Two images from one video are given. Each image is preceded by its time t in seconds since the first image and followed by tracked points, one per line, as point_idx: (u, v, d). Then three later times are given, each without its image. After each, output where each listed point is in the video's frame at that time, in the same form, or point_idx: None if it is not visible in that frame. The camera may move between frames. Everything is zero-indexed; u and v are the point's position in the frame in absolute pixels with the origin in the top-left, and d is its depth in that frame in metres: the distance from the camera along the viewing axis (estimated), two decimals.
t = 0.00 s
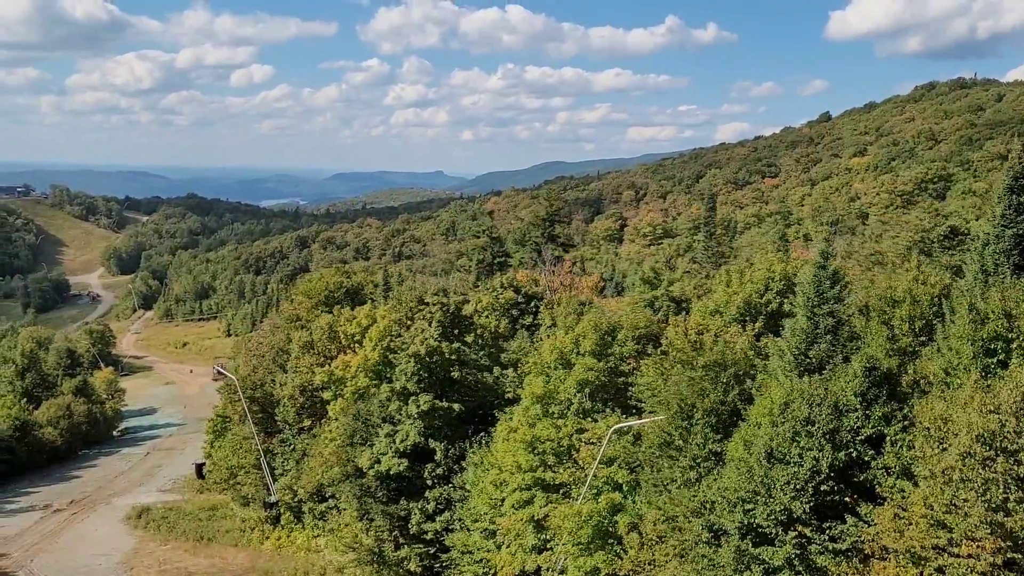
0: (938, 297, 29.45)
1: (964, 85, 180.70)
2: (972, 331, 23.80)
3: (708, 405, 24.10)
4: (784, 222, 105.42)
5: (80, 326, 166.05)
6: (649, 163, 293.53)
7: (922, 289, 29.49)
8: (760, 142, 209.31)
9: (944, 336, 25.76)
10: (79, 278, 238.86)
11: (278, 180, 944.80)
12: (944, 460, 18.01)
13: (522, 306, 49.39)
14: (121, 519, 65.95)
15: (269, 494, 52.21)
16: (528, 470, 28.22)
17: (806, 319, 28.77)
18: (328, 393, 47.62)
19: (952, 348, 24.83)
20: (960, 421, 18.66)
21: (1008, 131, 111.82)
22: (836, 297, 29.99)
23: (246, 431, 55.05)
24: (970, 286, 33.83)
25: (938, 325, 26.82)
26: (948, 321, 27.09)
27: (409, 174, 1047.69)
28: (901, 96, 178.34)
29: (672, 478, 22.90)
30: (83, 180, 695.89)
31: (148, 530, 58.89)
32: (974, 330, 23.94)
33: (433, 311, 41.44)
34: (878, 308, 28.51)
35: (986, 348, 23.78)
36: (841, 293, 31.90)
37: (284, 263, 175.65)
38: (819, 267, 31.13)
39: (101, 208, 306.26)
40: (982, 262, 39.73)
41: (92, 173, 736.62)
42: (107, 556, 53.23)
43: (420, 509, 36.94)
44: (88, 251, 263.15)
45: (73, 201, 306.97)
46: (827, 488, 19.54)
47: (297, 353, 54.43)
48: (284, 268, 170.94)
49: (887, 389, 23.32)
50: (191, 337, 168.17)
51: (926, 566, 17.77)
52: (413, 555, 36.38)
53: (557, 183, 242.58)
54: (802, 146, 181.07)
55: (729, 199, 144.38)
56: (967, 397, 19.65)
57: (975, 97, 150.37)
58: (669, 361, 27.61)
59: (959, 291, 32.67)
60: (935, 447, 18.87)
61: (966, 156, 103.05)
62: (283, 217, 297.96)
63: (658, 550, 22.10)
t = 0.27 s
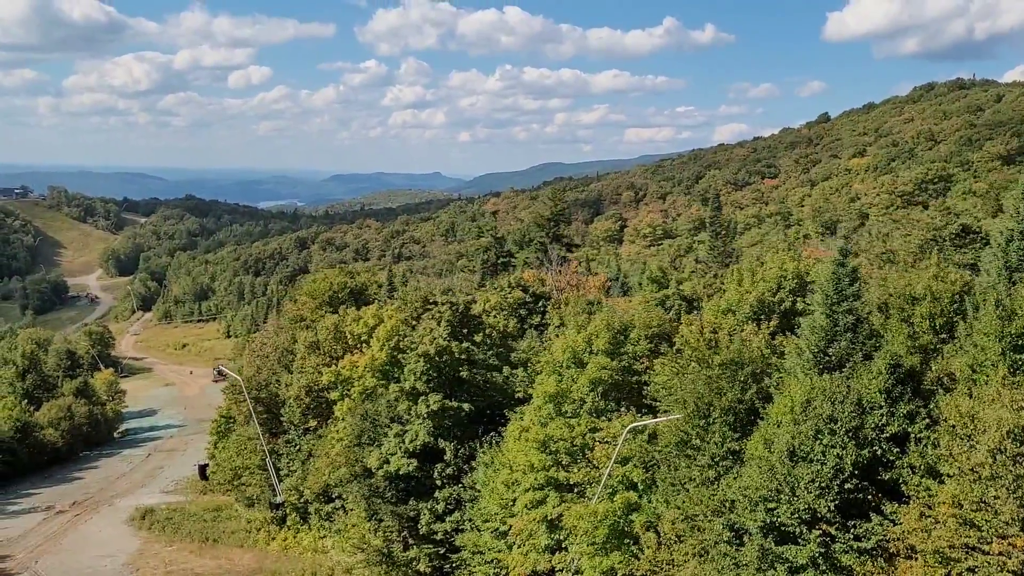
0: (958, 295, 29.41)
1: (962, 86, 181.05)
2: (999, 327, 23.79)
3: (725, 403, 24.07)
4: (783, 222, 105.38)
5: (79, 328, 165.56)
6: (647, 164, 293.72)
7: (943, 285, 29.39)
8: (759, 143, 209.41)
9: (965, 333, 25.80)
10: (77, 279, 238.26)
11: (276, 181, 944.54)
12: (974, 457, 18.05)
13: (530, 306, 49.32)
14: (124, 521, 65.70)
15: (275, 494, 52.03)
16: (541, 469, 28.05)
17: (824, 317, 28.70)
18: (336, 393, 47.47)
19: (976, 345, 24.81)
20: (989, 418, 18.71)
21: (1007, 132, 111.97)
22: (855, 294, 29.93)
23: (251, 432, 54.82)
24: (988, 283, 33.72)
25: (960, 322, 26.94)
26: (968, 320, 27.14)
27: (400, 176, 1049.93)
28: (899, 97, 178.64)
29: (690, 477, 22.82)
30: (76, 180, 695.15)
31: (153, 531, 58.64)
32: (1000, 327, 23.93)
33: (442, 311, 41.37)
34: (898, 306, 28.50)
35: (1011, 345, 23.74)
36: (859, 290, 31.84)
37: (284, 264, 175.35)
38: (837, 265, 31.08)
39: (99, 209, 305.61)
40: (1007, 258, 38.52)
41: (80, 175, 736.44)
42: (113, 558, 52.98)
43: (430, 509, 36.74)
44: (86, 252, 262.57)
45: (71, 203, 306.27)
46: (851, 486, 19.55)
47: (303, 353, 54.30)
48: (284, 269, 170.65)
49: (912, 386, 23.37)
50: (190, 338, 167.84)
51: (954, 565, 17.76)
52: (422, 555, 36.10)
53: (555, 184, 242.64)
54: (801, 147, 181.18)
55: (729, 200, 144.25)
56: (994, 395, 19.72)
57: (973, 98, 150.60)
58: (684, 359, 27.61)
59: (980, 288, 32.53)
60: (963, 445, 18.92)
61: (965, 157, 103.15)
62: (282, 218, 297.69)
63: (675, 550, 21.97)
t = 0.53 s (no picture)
0: (986, 291, 29.09)
1: (966, 86, 180.64)
2: None
3: (748, 401, 23.95)
4: (788, 222, 105.15)
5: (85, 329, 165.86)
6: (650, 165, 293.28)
7: (967, 282, 29.13)
8: (762, 143, 209.01)
9: (996, 330, 25.52)
10: (82, 281, 238.84)
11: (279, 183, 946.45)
12: (1012, 455, 17.90)
13: (543, 305, 49.21)
14: (134, 522, 65.74)
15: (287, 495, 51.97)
16: (559, 468, 27.91)
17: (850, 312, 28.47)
18: (349, 393, 47.37)
19: (1008, 341, 24.53)
20: None
21: (1013, 132, 111.55)
22: (880, 291, 29.66)
23: (261, 432, 54.73)
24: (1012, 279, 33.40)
25: (988, 319, 26.69)
26: (997, 317, 26.93)
27: (402, 177, 1051.31)
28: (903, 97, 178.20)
29: (714, 475, 22.80)
30: (80, 183, 697.47)
31: (163, 531, 58.67)
32: None
33: (456, 310, 41.30)
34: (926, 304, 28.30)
35: None
36: (884, 286, 31.62)
37: (288, 265, 175.69)
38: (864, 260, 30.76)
39: (103, 211, 306.62)
40: None
41: (83, 177, 739.03)
42: (125, 558, 53.02)
43: (445, 509, 36.58)
44: (91, 254, 263.29)
45: (75, 205, 307.10)
46: (882, 485, 19.46)
47: (314, 354, 54.31)
48: (288, 270, 170.88)
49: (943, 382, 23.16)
50: (195, 340, 168.09)
51: (989, 564, 17.60)
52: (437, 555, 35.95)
53: (559, 185, 242.59)
54: (805, 147, 180.76)
55: (733, 200, 144.04)
56: None
57: (979, 98, 150.41)
58: (704, 358, 27.53)
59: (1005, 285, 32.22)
60: (998, 443, 18.78)
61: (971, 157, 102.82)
62: (285, 220, 298.20)
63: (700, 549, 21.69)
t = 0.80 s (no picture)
0: (1010, 287, 28.81)
1: (967, 86, 180.57)
2: None
3: (769, 399, 23.79)
4: (791, 222, 105.00)
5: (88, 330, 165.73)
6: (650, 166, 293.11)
7: (990, 278, 28.86)
8: (764, 143, 208.85)
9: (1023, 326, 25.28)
10: (83, 282, 238.69)
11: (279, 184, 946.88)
12: None
13: (554, 304, 49.07)
14: (140, 522, 65.58)
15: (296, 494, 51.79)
16: (575, 467, 27.67)
17: (872, 309, 28.37)
18: (359, 392, 47.20)
19: None
20: None
21: (1016, 131, 111.40)
22: (903, 287, 29.41)
23: (270, 432, 54.56)
24: None
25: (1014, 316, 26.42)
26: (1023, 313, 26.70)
27: (403, 178, 1051.76)
28: (905, 97, 178.14)
29: (736, 473, 22.71)
30: (81, 184, 697.97)
31: (171, 531, 58.51)
32: None
33: (468, 308, 41.14)
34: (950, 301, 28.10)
35: None
36: (906, 282, 31.42)
37: (290, 266, 175.67)
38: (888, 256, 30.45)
39: (104, 212, 306.72)
40: None
41: (84, 178, 739.74)
42: (133, 558, 52.86)
43: (457, 508, 36.33)
44: (92, 255, 263.28)
45: (77, 206, 307.16)
46: (910, 481, 19.45)
47: (322, 353, 54.18)
48: (290, 271, 170.84)
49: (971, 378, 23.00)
50: (198, 340, 168.05)
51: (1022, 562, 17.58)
52: (449, 554, 35.69)
53: (560, 186, 242.50)
54: (807, 147, 180.59)
55: (735, 200, 143.86)
56: None
57: (981, 97, 150.27)
58: (723, 355, 27.42)
59: None
60: None
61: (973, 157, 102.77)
62: (286, 221, 298.28)
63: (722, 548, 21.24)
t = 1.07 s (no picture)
0: None
1: (967, 88, 180.73)
2: None
3: (789, 397, 23.74)
4: (792, 223, 104.89)
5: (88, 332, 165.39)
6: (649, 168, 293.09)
7: (1013, 275, 28.67)
8: (764, 145, 208.91)
9: None
10: (83, 284, 238.25)
11: (278, 187, 946.79)
12: None
13: (563, 304, 49.01)
14: (145, 524, 65.32)
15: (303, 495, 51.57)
16: (589, 466, 27.51)
17: (893, 307, 28.38)
18: (367, 393, 47.01)
19: None
20: None
21: (1017, 133, 111.41)
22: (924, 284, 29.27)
23: (276, 433, 54.38)
24: None
25: None
26: None
27: (402, 181, 1052.24)
28: (905, 99, 178.24)
29: (756, 472, 22.64)
30: (79, 186, 697.80)
31: (176, 533, 58.26)
32: None
33: (479, 308, 41.00)
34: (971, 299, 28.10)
35: None
36: (926, 280, 31.39)
37: (291, 268, 175.57)
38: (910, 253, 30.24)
39: (103, 215, 306.49)
40: None
41: (82, 181, 739.46)
42: (139, 560, 52.61)
43: (467, 509, 36.04)
44: (92, 257, 262.98)
45: (76, 208, 306.86)
46: (938, 480, 19.60)
47: (329, 354, 54.02)
48: (291, 273, 170.68)
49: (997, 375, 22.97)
50: (199, 342, 167.76)
51: None
52: (460, 555, 35.41)
53: (559, 188, 242.56)
54: (808, 149, 180.61)
55: (736, 202, 143.76)
56: None
57: (981, 99, 150.43)
58: (740, 355, 27.42)
59: None
60: None
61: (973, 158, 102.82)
62: (286, 223, 298.20)
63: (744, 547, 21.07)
